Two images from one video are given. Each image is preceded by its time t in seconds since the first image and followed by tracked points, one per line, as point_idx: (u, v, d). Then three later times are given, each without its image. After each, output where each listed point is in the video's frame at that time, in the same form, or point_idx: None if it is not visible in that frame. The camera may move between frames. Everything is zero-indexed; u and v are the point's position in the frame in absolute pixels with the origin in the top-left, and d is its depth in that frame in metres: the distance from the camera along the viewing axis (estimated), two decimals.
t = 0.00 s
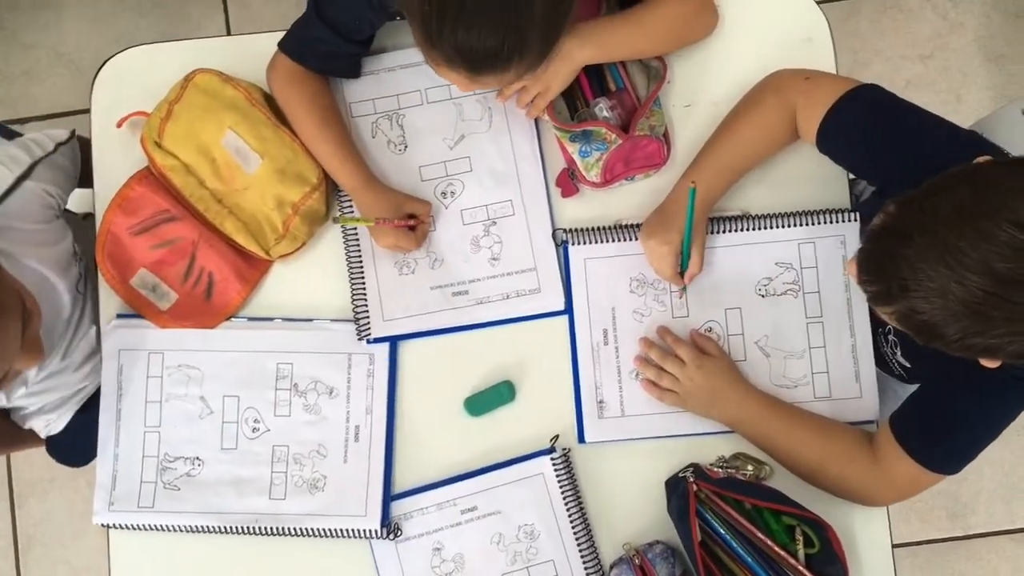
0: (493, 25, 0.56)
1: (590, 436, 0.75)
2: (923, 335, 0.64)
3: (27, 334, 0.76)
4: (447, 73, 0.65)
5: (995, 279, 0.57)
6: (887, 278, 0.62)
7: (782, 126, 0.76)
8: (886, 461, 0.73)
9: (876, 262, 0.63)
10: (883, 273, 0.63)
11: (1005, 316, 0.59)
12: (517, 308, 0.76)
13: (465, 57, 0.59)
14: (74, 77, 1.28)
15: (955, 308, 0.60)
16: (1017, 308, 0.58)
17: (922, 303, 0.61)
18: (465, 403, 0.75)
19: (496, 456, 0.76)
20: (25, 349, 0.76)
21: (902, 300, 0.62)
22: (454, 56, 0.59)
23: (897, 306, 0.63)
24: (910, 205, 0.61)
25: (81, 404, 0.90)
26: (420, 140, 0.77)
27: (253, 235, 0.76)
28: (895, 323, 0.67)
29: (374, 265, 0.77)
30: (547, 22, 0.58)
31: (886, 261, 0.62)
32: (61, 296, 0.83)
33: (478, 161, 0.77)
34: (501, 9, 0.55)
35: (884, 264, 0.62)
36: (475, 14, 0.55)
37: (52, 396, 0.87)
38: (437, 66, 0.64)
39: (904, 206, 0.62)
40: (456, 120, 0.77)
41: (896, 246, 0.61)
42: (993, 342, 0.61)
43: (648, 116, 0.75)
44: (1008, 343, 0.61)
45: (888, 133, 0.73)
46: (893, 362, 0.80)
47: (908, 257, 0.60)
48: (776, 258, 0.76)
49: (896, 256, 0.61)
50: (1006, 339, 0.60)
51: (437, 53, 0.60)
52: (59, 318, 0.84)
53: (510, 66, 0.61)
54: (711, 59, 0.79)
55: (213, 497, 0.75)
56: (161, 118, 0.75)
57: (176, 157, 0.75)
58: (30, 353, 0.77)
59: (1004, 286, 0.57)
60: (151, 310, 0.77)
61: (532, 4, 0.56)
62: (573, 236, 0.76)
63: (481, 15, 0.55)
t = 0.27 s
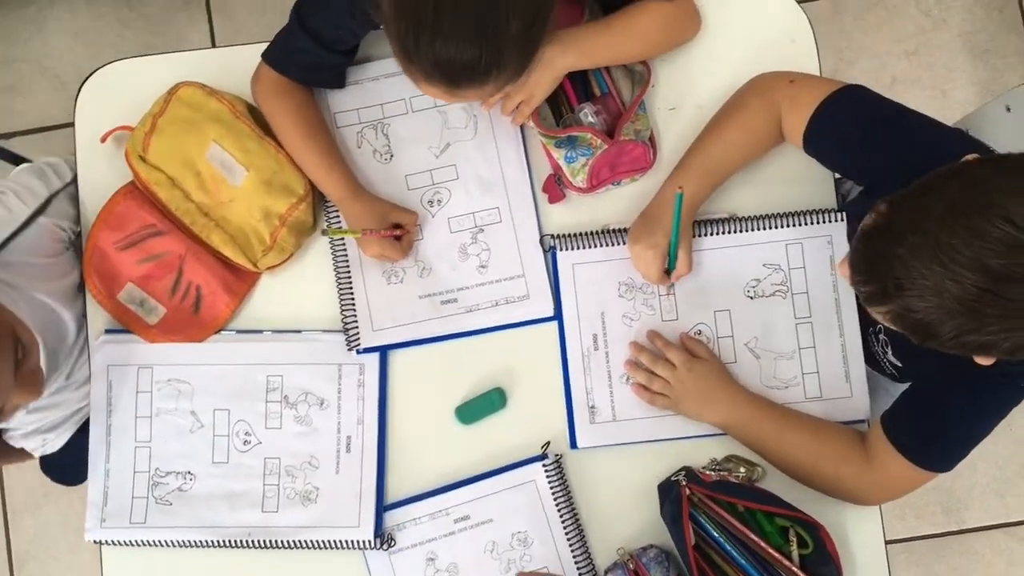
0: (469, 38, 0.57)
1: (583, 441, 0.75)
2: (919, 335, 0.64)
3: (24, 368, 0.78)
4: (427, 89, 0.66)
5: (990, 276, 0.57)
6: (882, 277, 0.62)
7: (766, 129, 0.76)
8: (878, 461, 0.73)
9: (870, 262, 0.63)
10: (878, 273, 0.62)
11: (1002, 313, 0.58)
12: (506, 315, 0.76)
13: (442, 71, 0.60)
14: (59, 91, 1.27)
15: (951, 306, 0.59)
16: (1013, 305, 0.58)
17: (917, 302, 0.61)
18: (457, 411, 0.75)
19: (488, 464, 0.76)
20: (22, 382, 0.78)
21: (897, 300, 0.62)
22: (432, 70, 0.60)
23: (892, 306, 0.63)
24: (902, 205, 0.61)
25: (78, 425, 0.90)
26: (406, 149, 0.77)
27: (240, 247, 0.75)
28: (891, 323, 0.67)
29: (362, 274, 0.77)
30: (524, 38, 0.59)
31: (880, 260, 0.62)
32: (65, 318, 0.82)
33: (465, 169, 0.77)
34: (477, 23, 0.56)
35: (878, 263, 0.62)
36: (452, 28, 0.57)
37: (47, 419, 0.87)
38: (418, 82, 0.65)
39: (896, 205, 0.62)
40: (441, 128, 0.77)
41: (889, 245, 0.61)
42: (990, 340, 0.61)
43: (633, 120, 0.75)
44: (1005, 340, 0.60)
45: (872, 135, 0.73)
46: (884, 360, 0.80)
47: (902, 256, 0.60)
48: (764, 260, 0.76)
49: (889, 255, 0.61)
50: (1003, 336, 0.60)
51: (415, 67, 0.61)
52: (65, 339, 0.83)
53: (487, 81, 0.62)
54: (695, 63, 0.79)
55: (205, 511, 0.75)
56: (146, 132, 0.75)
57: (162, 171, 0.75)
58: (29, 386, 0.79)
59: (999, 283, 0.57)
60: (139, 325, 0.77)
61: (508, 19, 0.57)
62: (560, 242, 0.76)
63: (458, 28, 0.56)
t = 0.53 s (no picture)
0: (451, 48, 0.58)
1: (577, 447, 0.75)
2: (929, 336, 0.63)
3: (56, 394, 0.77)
4: (410, 100, 0.67)
5: (996, 265, 0.57)
6: (884, 280, 0.62)
7: (751, 125, 0.76)
8: (871, 461, 0.73)
9: (871, 266, 0.63)
10: (879, 276, 0.62)
11: (1009, 301, 0.58)
12: (498, 323, 0.76)
13: (424, 82, 0.61)
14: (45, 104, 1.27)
15: (959, 300, 0.59)
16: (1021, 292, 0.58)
17: (924, 300, 0.60)
18: (451, 420, 0.75)
19: (483, 472, 0.76)
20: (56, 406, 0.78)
21: (902, 301, 0.62)
22: (414, 81, 0.61)
23: (898, 308, 0.62)
24: (897, 207, 0.61)
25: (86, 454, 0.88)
26: (394, 158, 0.77)
27: (230, 260, 0.75)
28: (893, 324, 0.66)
29: (353, 285, 0.77)
30: (504, 50, 0.60)
31: (881, 263, 0.62)
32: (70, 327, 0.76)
33: (454, 177, 0.77)
34: (458, 34, 0.58)
35: (879, 266, 0.62)
36: (433, 39, 0.58)
37: (52, 447, 0.84)
38: (402, 94, 0.66)
39: (891, 208, 0.62)
40: (429, 137, 0.77)
41: (887, 246, 0.61)
42: (998, 330, 0.61)
43: (621, 125, 0.75)
44: (1014, 328, 0.60)
45: (857, 134, 0.74)
46: (873, 361, 0.80)
47: (906, 257, 0.60)
48: (754, 262, 0.76)
49: (889, 256, 0.61)
50: (1012, 324, 0.60)
51: (397, 79, 0.62)
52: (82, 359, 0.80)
53: (469, 93, 0.63)
54: (681, 67, 0.79)
55: (199, 526, 0.75)
56: (132, 147, 0.74)
57: (149, 185, 0.74)
58: (63, 410, 0.79)
59: (1006, 270, 0.57)
60: (131, 340, 0.76)
61: (489, 29, 0.58)
62: (551, 248, 0.76)
63: (439, 39, 0.58)
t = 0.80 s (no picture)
0: (433, 57, 0.58)
1: (567, 452, 0.75)
2: (932, 338, 0.60)
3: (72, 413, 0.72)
4: (394, 108, 0.67)
5: (993, 250, 0.55)
6: (883, 284, 0.59)
7: (733, 127, 0.76)
8: (858, 465, 0.73)
9: (866, 271, 0.60)
10: (877, 281, 0.60)
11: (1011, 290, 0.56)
12: (486, 329, 0.76)
13: (406, 89, 0.61)
14: (31, 118, 1.26)
15: (960, 292, 0.56)
16: None
17: (925, 296, 0.57)
18: (441, 427, 0.75)
19: (474, 479, 0.75)
20: (72, 425, 0.72)
21: (902, 303, 0.59)
22: (397, 88, 0.61)
23: (899, 310, 0.60)
24: (884, 208, 0.60)
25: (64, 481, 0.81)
26: (379, 166, 0.77)
27: (217, 272, 0.75)
28: (897, 333, 0.63)
29: (340, 294, 0.76)
30: (485, 59, 0.61)
31: (877, 266, 0.59)
32: (58, 340, 0.74)
33: (439, 184, 0.77)
34: (441, 42, 0.58)
35: (876, 270, 0.59)
36: (416, 47, 0.58)
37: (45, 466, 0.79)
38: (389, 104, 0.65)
39: (878, 212, 0.60)
40: (414, 144, 0.77)
41: (882, 248, 0.59)
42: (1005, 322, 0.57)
43: (605, 130, 0.75)
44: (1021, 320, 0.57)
45: (839, 134, 0.74)
46: (860, 364, 0.78)
47: (900, 253, 0.57)
48: (741, 263, 0.76)
49: (885, 258, 0.59)
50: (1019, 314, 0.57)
51: (381, 86, 0.62)
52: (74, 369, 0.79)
53: (452, 99, 0.63)
54: (664, 71, 0.79)
55: (190, 539, 0.75)
56: (116, 160, 0.74)
57: (134, 198, 0.74)
58: (81, 428, 0.73)
59: (1003, 254, 0.55)
60: (119, 353, 0.76)
61: (471, 38, 0.58)
62: (537, 254, 0.76)
63: (422, 47, 0.58)
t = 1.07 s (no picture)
0: (413, 66, 0.58)
1: (557, 455, 0.75)
2: (915, 331, 0.60)
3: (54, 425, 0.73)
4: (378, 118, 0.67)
5: (974, 240, 0.55)
6: (866, 278, 0.59)
7: (718, 128, 0.77)
8: (848, 463, 0.73)
9: (849, 265, 0.60)
10: (861, 274, 0.59)
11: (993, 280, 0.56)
12: (474, 333, 0.76)
13: (386, 98, 0.61)
14: (17, 127, 1.26)
15: (943, 283, 0.56)
16: (1005, 267, 0.55)
17: (908, 287, 0.57)
18: (430, 431, 0.75)
19: (464, 483, 0.75)
20: (54, 437, 0.73)
21: (885, 297, 0.59)
22: (377, 98, 0.61)
23: (882, 303, 0.59)
24: (865, 203, 0.60)
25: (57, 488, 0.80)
26: (365, 171, 0.77)
27: (203, 279, 0.75)
28: (881, 328, 0.63)
29: (327, 300, 0.76)
30: (466, 68, 0.60)
31: (861, 259, 0.59)
32: (39, 351, 0.75)
33: (426, 188, 0.77)
34: (421, 51, 0.58)
35: (860, 263, 0.59)
36: (395, 56, 0.58)
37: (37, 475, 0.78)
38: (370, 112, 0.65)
39: (860, 206, 0.60)
40: (399, 149, 0.77)
41: (865, 242, 0.59)
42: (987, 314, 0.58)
43: (590, 132, 0.76)
44: (1003, 311, 0.57)
45: (824, 133, 0.74)
46: (847, 364, 0.78)
47: (884, 245, 0.57)
48: (728, 264, 0.76)
49: (868, 252, 0.58)
50: (1001, 305, 0.57)
51: (362, 94, 0.62)
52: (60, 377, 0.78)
53: (435, 108, 0.63)
54: (649, 73, 0.79)
55: (180, 547, 0.74)
56: (101, 168, 0.74)
57: (120, 207, 0.74)
58: (64, 440, 0.74)
59: (984, 244, 0.55)
60: (107, 362, 0.76)
61: (451, 47, 0.58)
62: (525, 257, 0.76)
63: (401, 56, 0.58)
